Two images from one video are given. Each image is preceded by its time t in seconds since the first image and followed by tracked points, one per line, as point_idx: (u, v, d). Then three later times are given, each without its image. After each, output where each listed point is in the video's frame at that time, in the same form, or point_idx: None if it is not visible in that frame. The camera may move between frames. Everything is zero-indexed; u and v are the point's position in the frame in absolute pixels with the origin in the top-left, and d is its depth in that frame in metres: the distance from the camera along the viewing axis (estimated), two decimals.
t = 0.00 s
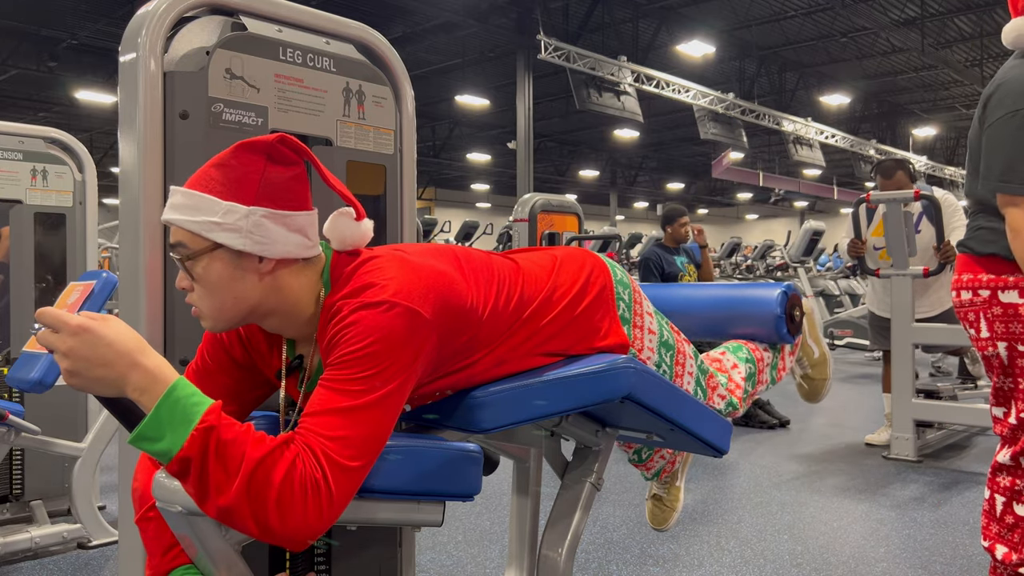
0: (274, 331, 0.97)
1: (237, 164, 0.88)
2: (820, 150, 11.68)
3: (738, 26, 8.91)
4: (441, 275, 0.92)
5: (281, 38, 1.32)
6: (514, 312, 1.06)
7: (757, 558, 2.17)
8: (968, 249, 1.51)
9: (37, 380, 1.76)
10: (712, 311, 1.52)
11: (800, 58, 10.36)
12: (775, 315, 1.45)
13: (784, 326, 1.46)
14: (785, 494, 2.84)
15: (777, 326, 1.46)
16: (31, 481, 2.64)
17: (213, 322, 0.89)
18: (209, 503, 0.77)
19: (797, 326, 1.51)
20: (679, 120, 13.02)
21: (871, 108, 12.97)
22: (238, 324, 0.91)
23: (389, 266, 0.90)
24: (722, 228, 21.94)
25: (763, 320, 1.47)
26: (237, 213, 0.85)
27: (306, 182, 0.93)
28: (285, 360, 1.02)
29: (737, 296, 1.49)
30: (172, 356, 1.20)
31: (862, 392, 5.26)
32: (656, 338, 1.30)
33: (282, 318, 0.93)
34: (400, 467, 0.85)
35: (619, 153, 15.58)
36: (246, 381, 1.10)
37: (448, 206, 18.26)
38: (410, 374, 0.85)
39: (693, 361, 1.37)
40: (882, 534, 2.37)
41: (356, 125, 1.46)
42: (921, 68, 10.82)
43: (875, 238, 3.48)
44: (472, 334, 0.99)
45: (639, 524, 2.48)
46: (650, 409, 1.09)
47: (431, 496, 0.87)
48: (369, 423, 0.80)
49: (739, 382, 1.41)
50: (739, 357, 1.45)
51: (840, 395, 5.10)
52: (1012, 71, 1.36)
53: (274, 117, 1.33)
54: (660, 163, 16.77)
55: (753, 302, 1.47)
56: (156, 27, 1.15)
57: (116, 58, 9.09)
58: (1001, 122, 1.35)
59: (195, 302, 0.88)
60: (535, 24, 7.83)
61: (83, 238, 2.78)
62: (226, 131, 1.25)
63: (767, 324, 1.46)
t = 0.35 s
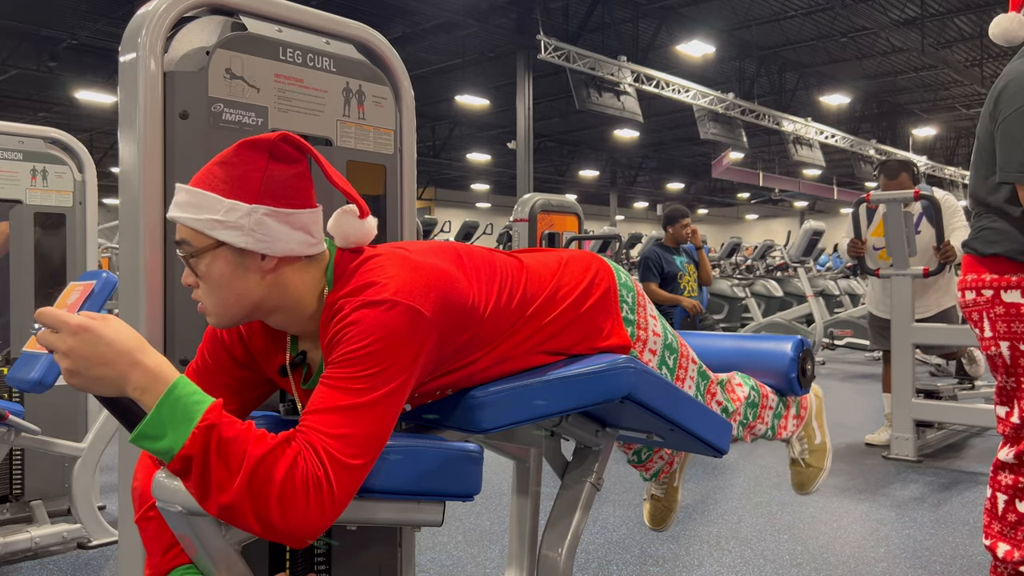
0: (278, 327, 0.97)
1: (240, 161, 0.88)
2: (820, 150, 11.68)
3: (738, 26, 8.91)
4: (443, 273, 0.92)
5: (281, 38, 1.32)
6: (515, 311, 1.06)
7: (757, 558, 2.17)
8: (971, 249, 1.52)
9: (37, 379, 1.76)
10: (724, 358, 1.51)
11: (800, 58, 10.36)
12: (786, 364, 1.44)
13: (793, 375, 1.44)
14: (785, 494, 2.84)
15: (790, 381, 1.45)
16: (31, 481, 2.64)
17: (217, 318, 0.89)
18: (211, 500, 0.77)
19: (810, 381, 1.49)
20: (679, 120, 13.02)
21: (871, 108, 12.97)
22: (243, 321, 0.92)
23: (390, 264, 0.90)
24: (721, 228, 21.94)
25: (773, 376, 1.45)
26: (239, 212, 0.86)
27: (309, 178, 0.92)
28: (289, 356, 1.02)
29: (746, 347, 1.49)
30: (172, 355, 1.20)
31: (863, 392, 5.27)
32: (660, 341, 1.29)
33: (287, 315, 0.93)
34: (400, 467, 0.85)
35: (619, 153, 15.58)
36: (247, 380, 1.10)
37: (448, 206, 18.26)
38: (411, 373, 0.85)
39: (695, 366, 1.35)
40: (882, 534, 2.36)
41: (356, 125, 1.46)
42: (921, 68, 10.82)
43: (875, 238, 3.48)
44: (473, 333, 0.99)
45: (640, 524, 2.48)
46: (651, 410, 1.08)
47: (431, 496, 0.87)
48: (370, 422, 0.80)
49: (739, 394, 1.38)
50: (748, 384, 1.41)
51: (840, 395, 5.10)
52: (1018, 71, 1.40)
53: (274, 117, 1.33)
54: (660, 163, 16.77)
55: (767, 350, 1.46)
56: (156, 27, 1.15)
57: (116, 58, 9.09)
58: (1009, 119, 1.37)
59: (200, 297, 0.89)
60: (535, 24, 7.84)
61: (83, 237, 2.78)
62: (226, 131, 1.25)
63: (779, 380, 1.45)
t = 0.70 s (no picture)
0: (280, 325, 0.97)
1: (236, 163, 0.87)
2: (820, 150, 11.68)
3: (738, 26, 8.91)
4: (443, 272, 0.92)
5: (281, 38, 1.32)
6: (516, 310, 1.06)
7: (756, 558, 2.17)
8: (994, 250, 1.58)
9: (37, 379, 1.76)
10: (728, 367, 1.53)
11: (800, 58, 10.36)
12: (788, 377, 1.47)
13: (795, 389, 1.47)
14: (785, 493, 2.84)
15: (791, 393, 1.47)
16: (31, 481, 2.64)
17: (220, 318, 0.90)
18: (212, 499, 0.77)
19: (811, 392, 1.52)
20: (679, 120, 13.02)
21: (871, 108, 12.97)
22: (245, 321, 0.93)
23: (391, 263, 0.90)
24: (721, 228, 21.94)
25: (774, 387, 1.48)
26: (237, 214, 0.85)
27: (308, 177, 0.91)
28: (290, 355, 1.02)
29: (748, 359, 1.51)
30: (172, 354, 1.20)
31: (863, 391, 5.27)
32: (663, 342, 1.29)
33: (289, 315, 0.93)
34: (400, 466, 0.85)
35: (619, 153, 15.58)
36: (247, 378, 1.10)
37: (448, 206, 18.26)
38: (411, 373, 0.85)
39: (698, 368, 1.34)
40: (881, 534, 2.36)
41: (356, 125, 1.46)
42: (921, 68, 10.81)
43: (875, 239, 3.48)
44: (474, 332, 0.99)
45: (640, 525, 2.48)
46: (651, 410, 1.08)
47: (431, 496, 0.87)
48: (370, 421, 0.80)
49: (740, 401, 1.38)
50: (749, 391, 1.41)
51: (840, 396, 5.10)
52: None
53: (274, 117, 1.33)
54: (660, 163, 16.76)
55: (769, 362, 1.48)
56: (156, 27, 1.15)
57: (116, 58, 9.09)
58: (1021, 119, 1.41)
59: (202, 298, 0.90)
60: (535, 24, 7.84)
61: (83, 237, 2.78)
62: (226, 131, 1.25)
63: (780, 391, 1.48)
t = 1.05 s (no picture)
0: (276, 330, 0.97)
1: (231, 166, 0.87)
2: (820, 150, 11.67)
3: (738, 26, 8.91)
4: (441, 272, 0.92)
5: (281, 39, 1.32)
6: (513, 310, 1.06)
7: (757, 558, 2.17)
8: (1002, 254, 1.57)
9: (37, 379, 1.76)
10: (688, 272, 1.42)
11: (800, 58, 10.35)
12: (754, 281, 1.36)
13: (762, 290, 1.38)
14: (785, 494, 2.84)
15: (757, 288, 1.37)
16: (31, 481, 2.64)
17: (216, 323, 0.90)
18: (212, 500, 0.77)
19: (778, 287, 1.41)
20: (679, 120, 13.02)
21: (872, 108, 12.97)
22: (242, 325, 0.92)
23: (389, 264, 0.90)
24: (721, 228, 21.95)
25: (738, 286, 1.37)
26: (232, 217, 0.85)
27: (302, 179, 0.92)
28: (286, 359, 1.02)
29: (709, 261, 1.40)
30: (172, 354, 1.20)
31: (863, 391, 5.27)
32: (654, 335, 1.29)
33: (286, 318, 0.93)
34: (401, 466, 0.85)
35: (620, 153, 15.58)
36: (244, 379, 1.10)
37: (448, 206, 18.25)
38: (410, 373, 0.85)
39: (692, 357, 1.37)
40: (882, 534, 2.36)
41: (356, 125, 1.46)
42: (921, 68, 10.81)
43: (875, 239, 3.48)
44: (472, 332, 0.99)
45: (640, 525, 2.48)
46: (650, 409, 1.09)
47: (431, 496, 0.87)
48: (370, 422, 0.80)
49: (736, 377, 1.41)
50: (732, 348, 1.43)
51: (841, 396, 5.10)
52: None
53: (274, 117, 1.33)
54: (660, 163, 16.76)
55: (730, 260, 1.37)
56: (156, 27, 1.15)
57: (117, 58, 9.08)
58: None
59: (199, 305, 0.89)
60: (535, 24, 7.85)
61: (83, 237, 2.78)
62: (226, 131, 1.25)
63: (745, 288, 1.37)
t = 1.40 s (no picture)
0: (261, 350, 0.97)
1: (208, 185, 0.86)
2: (820, 150, 11.67)
3: (738, 26, 8.91)
4: (434, 279, 0.93)
5: (281, 38, 1.32)
6: (509, 314, 1.06)
7: (757, 558, 2.17)
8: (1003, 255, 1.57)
9: (36, 380, 1.76)
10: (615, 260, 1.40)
11: (800, 58, 10.35)
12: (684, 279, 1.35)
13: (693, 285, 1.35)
14: (785, 493, 2.84)
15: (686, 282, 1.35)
16: (31, 480, 2.64)
17: (197, 347, 0.89)
18: (203, 509, 0.78)
19: (714, 280, 1.38)
20: (679, 120, 13.02)
21: (872, 108, 12.97)
22: (223, 347, 0.92)
23: (383, 272, 0.90)
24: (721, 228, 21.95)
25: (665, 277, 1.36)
26: (212, 237, 0.85)
27: (282, 197, 0.91)
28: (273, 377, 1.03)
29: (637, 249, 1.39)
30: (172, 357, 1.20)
31: (863, 391, 5.28)
32: (644, 327, 1.30)
33: (267, 338, 0.93)
34: (401, 467, 0.85)
35: (620, 153, 15.58)
36: (237, 387, 1.10)
37: (448, 206, 18.25)
38: (407, 381, 0.85)
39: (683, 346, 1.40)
40: (882, 534, 2.36)
41: (356, 125, 1.46)
42: (921, 68, 10.81)
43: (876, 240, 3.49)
44: (467, 336, 0.99)
45: (640, 525, 2.48)
46: (651, 409, 1.09)
47: (430, 496, 0.87)
48: (366, 429, 0.80)
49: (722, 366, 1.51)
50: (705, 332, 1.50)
51: (840, 396, 5.10)
52: None
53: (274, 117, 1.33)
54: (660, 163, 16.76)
55: (658, 251, 1.36)
56: (156, 27, 1.15)
57: (117, 58, 9.08)
58: None
59: (177, 326, 0.88)
60: (535, 24, 7.85)
61: (83, 237, 2.79)
62: (226, 131, 1.25)
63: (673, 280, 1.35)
